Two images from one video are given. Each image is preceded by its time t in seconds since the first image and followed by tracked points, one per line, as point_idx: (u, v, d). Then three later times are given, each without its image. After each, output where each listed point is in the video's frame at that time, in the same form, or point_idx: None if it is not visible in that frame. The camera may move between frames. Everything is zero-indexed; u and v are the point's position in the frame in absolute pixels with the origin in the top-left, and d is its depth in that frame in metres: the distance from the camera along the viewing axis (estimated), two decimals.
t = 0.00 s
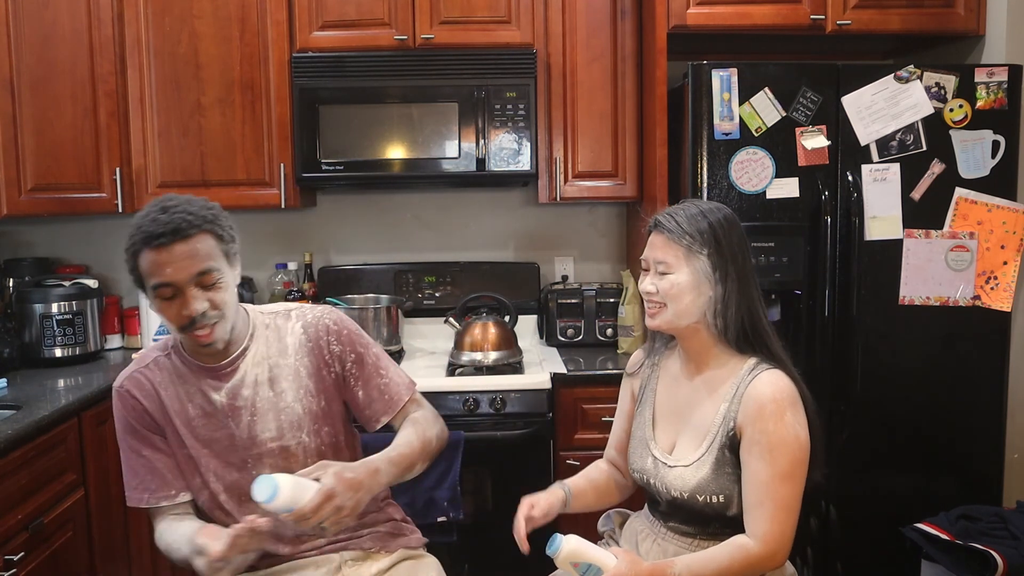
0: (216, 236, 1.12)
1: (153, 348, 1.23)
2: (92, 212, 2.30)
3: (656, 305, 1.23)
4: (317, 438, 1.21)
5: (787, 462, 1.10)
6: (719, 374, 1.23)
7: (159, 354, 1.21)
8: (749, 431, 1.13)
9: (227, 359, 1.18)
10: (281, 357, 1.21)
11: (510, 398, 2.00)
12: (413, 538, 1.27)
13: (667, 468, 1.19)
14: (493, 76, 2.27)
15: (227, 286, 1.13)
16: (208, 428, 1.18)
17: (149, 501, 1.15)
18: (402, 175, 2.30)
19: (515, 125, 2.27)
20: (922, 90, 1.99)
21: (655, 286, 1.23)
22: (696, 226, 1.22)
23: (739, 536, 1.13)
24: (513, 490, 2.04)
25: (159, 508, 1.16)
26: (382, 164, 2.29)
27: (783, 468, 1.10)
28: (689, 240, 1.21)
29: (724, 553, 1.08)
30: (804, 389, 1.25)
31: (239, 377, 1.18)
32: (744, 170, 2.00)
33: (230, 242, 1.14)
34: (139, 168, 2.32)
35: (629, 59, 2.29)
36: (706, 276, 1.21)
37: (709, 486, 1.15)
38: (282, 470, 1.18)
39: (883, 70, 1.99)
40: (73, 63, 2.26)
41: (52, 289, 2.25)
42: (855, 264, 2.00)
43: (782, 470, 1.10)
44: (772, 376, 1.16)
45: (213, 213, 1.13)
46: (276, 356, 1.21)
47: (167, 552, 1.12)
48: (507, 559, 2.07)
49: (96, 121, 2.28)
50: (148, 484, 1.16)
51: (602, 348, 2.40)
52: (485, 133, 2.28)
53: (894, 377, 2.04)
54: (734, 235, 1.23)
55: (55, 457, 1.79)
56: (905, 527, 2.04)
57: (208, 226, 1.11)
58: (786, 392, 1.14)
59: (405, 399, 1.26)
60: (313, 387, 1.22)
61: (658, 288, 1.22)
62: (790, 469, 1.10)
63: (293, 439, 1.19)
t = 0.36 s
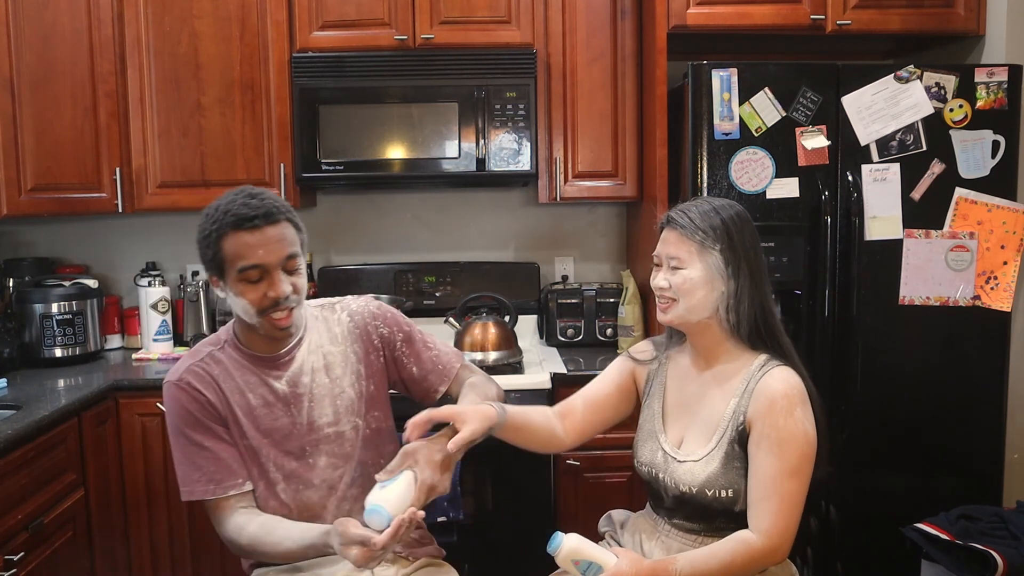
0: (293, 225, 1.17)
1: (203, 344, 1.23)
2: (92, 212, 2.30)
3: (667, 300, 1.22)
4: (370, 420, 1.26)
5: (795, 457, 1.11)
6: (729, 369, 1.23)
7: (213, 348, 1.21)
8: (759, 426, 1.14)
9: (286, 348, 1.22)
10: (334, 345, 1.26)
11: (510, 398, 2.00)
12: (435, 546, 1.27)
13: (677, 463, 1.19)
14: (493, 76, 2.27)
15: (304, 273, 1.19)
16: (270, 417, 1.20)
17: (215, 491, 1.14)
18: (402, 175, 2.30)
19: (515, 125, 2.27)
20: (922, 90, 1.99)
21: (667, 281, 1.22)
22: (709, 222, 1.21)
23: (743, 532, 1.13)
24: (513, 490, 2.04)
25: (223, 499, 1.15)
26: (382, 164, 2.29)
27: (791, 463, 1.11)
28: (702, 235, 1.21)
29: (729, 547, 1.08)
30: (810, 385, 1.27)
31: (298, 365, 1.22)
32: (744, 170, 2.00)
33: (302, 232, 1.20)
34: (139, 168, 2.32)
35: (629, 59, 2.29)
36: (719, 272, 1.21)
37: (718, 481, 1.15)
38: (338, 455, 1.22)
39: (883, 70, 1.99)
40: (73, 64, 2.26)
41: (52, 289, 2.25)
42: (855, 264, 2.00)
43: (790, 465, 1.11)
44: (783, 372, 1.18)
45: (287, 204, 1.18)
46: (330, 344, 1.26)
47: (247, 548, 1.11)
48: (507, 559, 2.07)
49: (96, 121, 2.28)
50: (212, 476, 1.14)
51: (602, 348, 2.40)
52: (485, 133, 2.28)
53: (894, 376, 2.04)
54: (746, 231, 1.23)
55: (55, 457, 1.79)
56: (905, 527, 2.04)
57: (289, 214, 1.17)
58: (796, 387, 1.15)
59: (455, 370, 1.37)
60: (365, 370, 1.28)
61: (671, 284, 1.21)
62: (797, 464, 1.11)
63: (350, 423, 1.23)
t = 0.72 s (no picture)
0: (317, 227, 1.17)
1: (221, 336, 1.24)
2: (92, 212, 2.31)
3: (671, 294, 1.22)
4: (381, 426, 1.26)
5: (798, 447, 1.11)
6: (732, 363, 1.23)
7: (231, 341, 1.22)
8: (762, 417, 1.14)
9: (304, 348, 1.22)
10: (351, 348, 1.27)
11: (510, 398, 2.00)
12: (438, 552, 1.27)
13: (680, 456, 1.18)
14: (493, 76, 2.27)
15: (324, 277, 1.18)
16: (282, 414, 1.20)
17: (222, 485, 1.14)
18: (402, 176, 2.30)
19: (515, 125, 2.27)
20: (922, 90, 1.99)
21: (672, 275, 1.22)
22: (715, 218, 1.21)
23: (746, 523, 1.13)
24: (513, 489, 2.04)
25: (230, 493, 1.15)
26: (382, 164, 2.29)
27: (794, 452, 1.11)
28: (708, 230, 1.21)
29: (731, 538, 1.08)
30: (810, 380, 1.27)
31: (315, 366, 1.22)
32: (744, 170, 2.00)
33: (326, 234, 1.19)
34: (139, 168, 2.32)
35: (629, 59, 2.29)
36: (724, 266, 1.21)
37: (722, 471, 1.15)
38: (347, 459, 1.22)
39: (883, 70, 1.99)
40: (73, 64, 2.26)
41: (52, 289, 2.25)
42: (855, 264, 2.00)
43: (794, 454, 1.11)
44: (785, 364, 1.18)
45: (312, 205, 1.18)
46: (348, 347, 1.26)
47: (248, 545, 1.11)
48: (507, 559, 2.07)
49: (96, 122, 2.28)
50: (221, 469, 1.14)
51: (602, 348, 2.40)
52: (485, 133, 2.28)
53: (895, 376, 2.04)
54: (751, 227, 1.23)
55: (55, 457, 1.79)
56: (905, 527, 2.04)
57: (314, 217, 1.16)
58: (800, 379, 1.16)
59: (469, 386, 1.38)
60: (381, 376, 1.28)
61: (677, 278, 1.21)
62: (801, 454, 1.11)
63: (361, 427, 1.24)
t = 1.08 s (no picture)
0: (320, 231, 1.16)
1: (222, 343, 1.22)
2: (92, 212, 2.30)
3: (670, 296, 1.22)
4: (386, 423, 1.27)
5: (797, 442, 1.11)
6: (729, 360, 1.23)
7: (234, 347, 1.21)
8: (761, 411, 1.14)
9: (309, 350, 1.22)
10: (354, 347, 1.27)
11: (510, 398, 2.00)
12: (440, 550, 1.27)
13: (678, 451, 1.18)
14: (493, 76, 2.27)
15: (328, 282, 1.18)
16: (291, 418, 1.19)
17: (236, 493, 1.13)
18: (402, 176, 2.30)
19: (515, 125, 2.27)
20: (922, 90, 1.99)
21: (671, 277, 1.22)
22: (712, 218, 1.21)
23: (747, 519, 1.13)
24: (513, 489, 2.04)
25: (243, 501, 1.14)
26: (382, 164, 2.29)
27: (793, 447, 1.11)
28: (705, 231, 1.21)
29: (732, 535, 1.08)
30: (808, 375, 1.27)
31: (320, 367, 1.22)
32: (744, 170, 2.00)
33: (328, 237, 1.19)
34: (140, 168, 2.32)
35: (629, 59, 2.29)
36: (721, 266, 1.21)
37: (721, 466, 1.15)
38: (356, 459, 1.22)
39: (883, 70, 1.99)
40: (73, 64, 2.26)
41: (52, 289, 2.24)
42: (855, 264, 2.00)
43: (793, 449, 1.11)
44: (783, 360, 1.18)
45: (313, 208, 1.17)
46: (351, 347, 1.26)
47: (264, 549, 1.11)
48: (507, 560, 2.07)
49: (96, 121, 2.28)
50: (231, 477, 1.13)
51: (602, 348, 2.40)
52: (485, 133, 2.28)
53: (895, 376, 2.04)
54: (746, 226, 1.23)
55: (55, 457, 1.79)
56: (905, 527, 2.04)
57: (316, 219, 1.15)
58: (797, 374, 1.16)
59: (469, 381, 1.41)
60: (385, 373, 1.29)
61: (675, 279, 1.21)
62: (799, 449, 1.11)
63: (368, 426, 1.24)
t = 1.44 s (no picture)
0: (339, 228, 1.17)
1: (236, 341, 1.21)
2: (92, 212, 2.30)
3: (666, 298, 1.22)
4: (396, 423, 1.28)
5: (792, 443, 1.12)
6: (724, 360, 1.23)
7: (249, 344, 1.19)
8: (756, 412, 1.14)
9: (324, 349, 1.23)
10: (368, 347, 1.27)
11: (510, 398, 2.00)
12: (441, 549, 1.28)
13: (674, 452, 1.18)
14: (493, 76, 2.27)
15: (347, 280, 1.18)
16: (307, 416, 1.19)
17: (257, 492, 1.11)
18: (402, 175, 2.30)
19: (515, 125, 2.27)
20: (922, 90, 1.99)
21: (665, 279, 1.22)
22: (702, 219, 1.21)
23: (745, 521, 1.13)
24: (513, 489, 2.04)
25: (261, 500, 1.12)
26: (382, 164, 2.29)
27: (788, 448, 1.11)
28: (696, 232, 1.21)
29: (730, 537, 1.08)
30: (803, 374, 1.27)
31: (336, 365, 1.23)
32: (744, 170, 2.00)
33: (346, 235, 1.20)
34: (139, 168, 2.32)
35: (629, 59, 2.29)
36: (715, 267, 1.21)
37: (717, 468, 1.15)
38: (369, 458, 1.23)
39: (883, 70, 1.99)
40: (73, 64, 2.26)
41: (52, 289, 2.24)
42: (855, 264, 2.00)
43: (788, 450, 1.11)
44: (777, 359, 1.18)
45: (331, 207, 1.17)
46: (365, 347, 1.27)
47: (283, 547, 1.10)
48: (507, 560, 2.07)
49: (96, 122, 2.28)
50: (250, 476, 1.12)
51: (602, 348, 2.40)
52: (485, 133, 2.28)
53: (895, 376, 2.04)
54: (738, 226, 1.24)
55: (56, 457, 1.79)
56: (906, 527, 2.04)
57: (334, 217, 1.16)
58: (791, 374, 1.16)
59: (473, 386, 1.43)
60: (397, 374, 1.30)
61: (669, 281, 1.21)
62: (795, 450, 1.12)
63: (381, 425, 1.25)
